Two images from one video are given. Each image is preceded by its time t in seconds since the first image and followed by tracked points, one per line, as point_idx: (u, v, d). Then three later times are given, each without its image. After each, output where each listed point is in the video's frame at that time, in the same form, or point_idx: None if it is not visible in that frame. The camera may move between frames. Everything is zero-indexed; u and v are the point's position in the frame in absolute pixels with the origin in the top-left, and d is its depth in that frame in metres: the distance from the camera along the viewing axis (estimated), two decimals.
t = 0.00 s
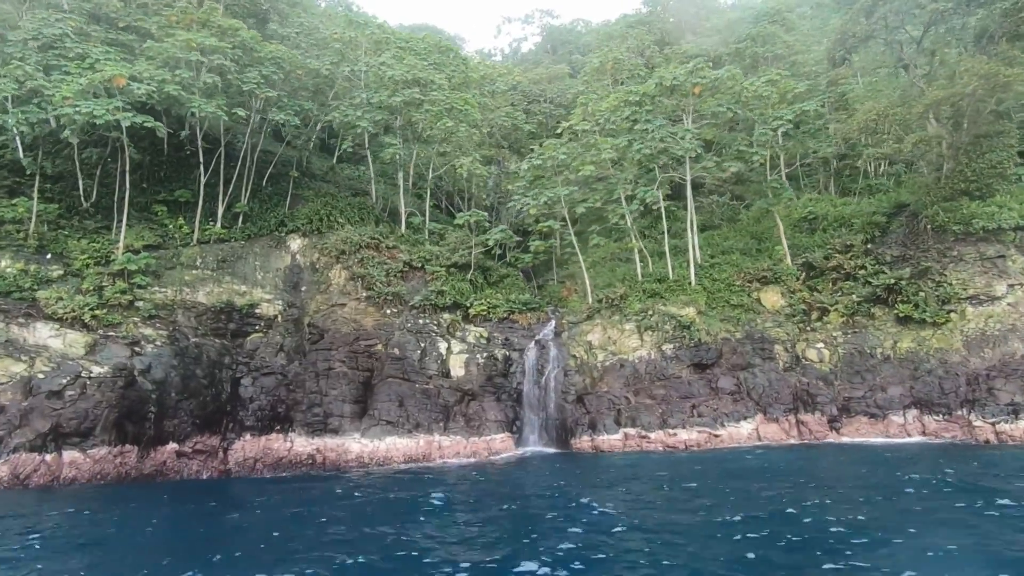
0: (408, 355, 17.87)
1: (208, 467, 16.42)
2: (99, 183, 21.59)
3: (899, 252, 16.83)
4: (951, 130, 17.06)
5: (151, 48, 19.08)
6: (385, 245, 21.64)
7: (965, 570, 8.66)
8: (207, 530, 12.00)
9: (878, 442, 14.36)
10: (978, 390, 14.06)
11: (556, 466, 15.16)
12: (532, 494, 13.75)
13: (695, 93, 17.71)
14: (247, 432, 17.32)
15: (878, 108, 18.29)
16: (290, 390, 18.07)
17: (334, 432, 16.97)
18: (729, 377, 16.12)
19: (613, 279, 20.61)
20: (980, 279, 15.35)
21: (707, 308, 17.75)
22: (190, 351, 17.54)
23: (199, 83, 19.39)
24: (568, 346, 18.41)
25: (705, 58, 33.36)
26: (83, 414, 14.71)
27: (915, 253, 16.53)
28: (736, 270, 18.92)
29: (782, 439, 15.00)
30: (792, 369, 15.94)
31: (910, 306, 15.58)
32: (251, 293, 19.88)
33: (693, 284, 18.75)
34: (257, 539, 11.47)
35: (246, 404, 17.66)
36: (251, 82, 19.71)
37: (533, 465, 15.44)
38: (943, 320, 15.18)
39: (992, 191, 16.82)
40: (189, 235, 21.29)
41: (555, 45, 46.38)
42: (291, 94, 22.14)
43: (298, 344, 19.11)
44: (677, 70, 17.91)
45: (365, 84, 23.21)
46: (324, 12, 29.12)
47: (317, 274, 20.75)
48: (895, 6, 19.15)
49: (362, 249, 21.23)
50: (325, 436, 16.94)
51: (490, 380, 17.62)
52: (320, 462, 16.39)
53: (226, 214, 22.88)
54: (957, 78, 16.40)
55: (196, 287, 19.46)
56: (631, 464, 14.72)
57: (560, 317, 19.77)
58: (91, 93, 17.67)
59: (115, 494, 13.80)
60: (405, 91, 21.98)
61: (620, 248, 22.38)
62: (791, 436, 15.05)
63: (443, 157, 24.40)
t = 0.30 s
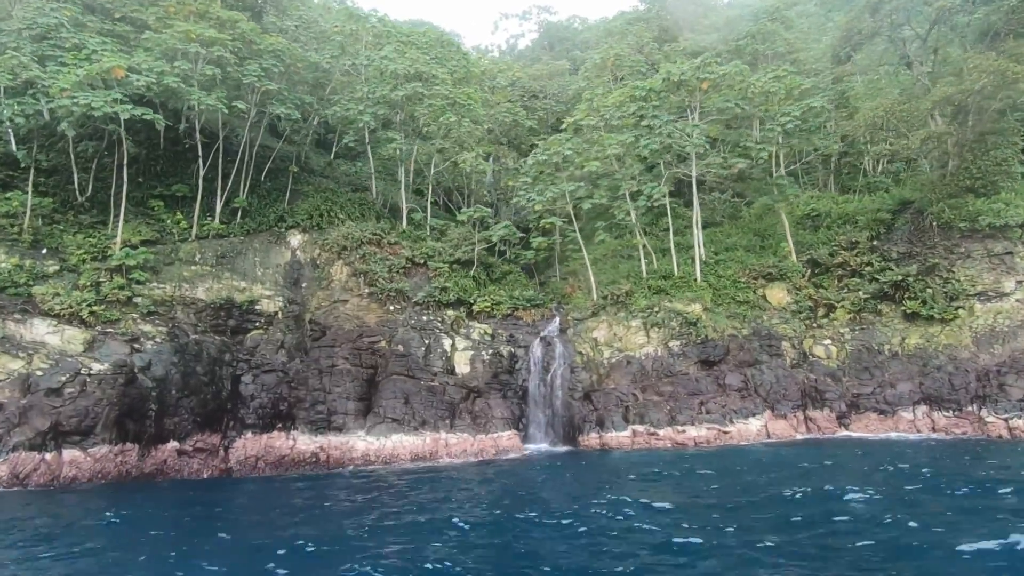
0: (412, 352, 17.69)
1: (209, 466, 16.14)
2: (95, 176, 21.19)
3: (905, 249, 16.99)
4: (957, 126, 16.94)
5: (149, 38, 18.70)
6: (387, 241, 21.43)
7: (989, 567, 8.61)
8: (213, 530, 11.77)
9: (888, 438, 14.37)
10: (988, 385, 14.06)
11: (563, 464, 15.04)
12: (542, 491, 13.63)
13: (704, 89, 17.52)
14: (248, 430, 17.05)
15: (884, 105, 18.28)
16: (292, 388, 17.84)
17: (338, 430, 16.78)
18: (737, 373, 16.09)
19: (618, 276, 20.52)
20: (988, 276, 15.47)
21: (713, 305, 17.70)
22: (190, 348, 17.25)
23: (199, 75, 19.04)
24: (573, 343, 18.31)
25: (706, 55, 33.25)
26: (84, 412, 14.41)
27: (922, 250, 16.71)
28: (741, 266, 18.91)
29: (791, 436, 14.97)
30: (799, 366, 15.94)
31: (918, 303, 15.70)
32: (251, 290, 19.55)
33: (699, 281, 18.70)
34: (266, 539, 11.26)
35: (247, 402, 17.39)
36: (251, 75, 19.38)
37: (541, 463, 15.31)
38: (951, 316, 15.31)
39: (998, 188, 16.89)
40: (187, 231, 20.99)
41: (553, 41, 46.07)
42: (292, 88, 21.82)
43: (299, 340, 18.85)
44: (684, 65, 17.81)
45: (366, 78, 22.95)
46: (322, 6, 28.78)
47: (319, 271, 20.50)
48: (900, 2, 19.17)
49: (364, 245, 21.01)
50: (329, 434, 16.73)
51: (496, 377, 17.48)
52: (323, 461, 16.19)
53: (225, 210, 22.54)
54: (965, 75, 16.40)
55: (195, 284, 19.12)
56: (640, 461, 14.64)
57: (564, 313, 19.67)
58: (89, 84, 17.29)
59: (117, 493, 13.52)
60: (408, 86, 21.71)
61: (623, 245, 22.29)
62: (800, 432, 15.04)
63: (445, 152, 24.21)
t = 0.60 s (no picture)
0: (416, 346, 17.51)
1: (210, 461, 15.88)
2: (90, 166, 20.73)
3: (910, 243, 17.02)
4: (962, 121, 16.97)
5: (146, 25, 18.31)
6: (388, 234, 21.18)
7: (1006, 558, 8.65)
8: (222, 525, 11.58)
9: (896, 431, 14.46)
10: (996, 379, 14.21)
11: (570, 458, 14.95)
12: (550, 486, 13.54)
13: (713, 81, 17.26)
14: (248, 425, 16.81)
15: (890, 100, 18.27)
16: (294, 381, 17.62)
17: (341, 425, 16.59)
18: (742, 367, 16.10)
19: (622, 270, 20.44)
20: (995, 270, 15.58)
21: (718, 299, 17.68)
22: (190, 342, 16.95)
23: (197, 63, 18.70)
24: (578, 336, 18.21)
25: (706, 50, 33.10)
26: (84, 406, 14.11)
27: (927, 245, 16.77)
28: (746, 260, 18.89)
29: (798, 430, 15.01)
30: (805, 360, 15.95)
31: (924, 297, 15.79)
32: (250, 282, 19.22)
33: (703, 275, 18.65)
34: (275, 534, 11.07)
35: (247, 396, 17.12)
36: (251, 63, 19.02)
37: (548, 457, 15.22)
38: (957, 310, 15.39)
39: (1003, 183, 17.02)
40: (184, 223, 20.55)
41: (550, 34, 45.74)
42: (293, 77, 21.45)
43: (300, 334, 18.60)
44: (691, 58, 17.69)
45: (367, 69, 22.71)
46: None
47: (319, 263, 20.24)
48: None
49: (365, 238, 20.78)
50: (332, 428, 16.55)
51: (501, 371, 17.34)
52: (326, 455, 16.01)
53: (221, 202, 22.21)
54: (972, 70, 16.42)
55: (194, 276, 18.76)
56: (648, 455, 14.59)
57: (568, 307, 19.56)
58: (85, 71, 16.88)
59: (119, 488, 13.25)
60: (411, 76, 21.43)
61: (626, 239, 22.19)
62: (807, 426, 15.08)
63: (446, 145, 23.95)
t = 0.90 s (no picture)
0: (419, 342, 17.35)
1: (210, 458, 15.63)
2: (85, 158, 20.34)
3: (914, 241, 17.10)
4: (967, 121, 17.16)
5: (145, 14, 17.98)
6: (389, 229, 20.95)
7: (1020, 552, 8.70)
8: (226, 522, 11.36)
9: (903, 428, 14.54)
10: (1003, 376, 14.35)
11: (576, 455, 14.86)
12: (559, 483, 13.43)
13: (719, 77, 17.25)
14: (248, 421, 16.57)
15: (895, 98, 18.32)
16: (295, 377, 17.41)
17: (344, 421, 16.40)
18: (748, 364, 16.10)
19: (625, 267, 20.39)
20: (1001, 267, 15.70)
21: (723, 296, 17.69)
22: (190, 337, 16.69)
23: (197, 53, 18.35)
24: (583, 333, 18.13)
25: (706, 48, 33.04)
26: (83, 402, 13.83)
27: (932, 243, 16.86)
28: (750, 258, 18.93)
29: (805, 426, 15.04)
30: (811, 357, 15.97)
31: (929, 295, 15.88)
32: (250, 277, 18.92)
33: (708, 272, 18.63)
34: (283, 532, 10.89)
35: (247, 392, 16.88)
36: (252, 54, 18.69)
37: (554, 454, 15.10)
38: (962, 308, 15.50)
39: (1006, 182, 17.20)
40: (182, 216, 20.38)
41: (548, 31, 45.50)
42: (293, 69, 21.17)
43: (300, 330, 18.37)
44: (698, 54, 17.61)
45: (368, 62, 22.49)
46: None
47: (319, 258, 19.98)
48: None
49: (366, 232, 20.55)
50: (335, 425, 16.36)
51: (506, 368, 17.21)
52: (329, 452, 15.83)
53: (219, 195, 21.92)
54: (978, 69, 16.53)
55: (192, 271, 18.45)
56: (656, 452, 14.53)
57: (571, 304, 19.46)
58: (83, 60, 16.52)
59: (120, 484, 12.99)
60: (414, 70, 21.18)
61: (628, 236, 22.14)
62: (813, 423, 15.12)
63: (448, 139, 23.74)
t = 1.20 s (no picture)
0: (430, 340, 17.22)
1: (218, 457, 15.53)
2: (88, 154, 20.11)
3: (926, 240, 17.11)
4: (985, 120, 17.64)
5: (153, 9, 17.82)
6: (396, 227, 20.79)
7: None
8: (241, 522, 11.19)
9: (918, 426, 14.54)
10: (1019, 374, 14.43)
11: (590, 455, 14.76)
12: (574, 482, 13.31)
13: (731, 75, 17.21)
14: (256, 420, 16.42)
15: (907, 97, 18.31)
16: (303, 376, 17.26)
17: (354, 420, 16.25)
18: (760, 362, 16.06)
19: (634, 266, 20.32)
20: (1015, 266, 15.79)
21: (733, 295, 17.64)
22: (197, 335, 16.50)
23: (205, 49, 18.17)
24: (594, 332, 17.98)
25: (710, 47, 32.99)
26: (93, 400, 13.62)
27: (944, 242, 16.88)
28: (760, 256, 18.91)
29: (820, 425, 14.99)
30: (823, 356, 15.94)
31: (943, 293, 15.89)
32: (256, 275, 18.74)
33: (718, 271, 18.56)
34: (300, 531, 10.74)
35: (255, 391, 16.71)
36: (259, 50, 18.52)
37: (568, 454, 14.99)
38: (977, 306, 15.54)
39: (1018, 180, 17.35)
40: (187, 213, 20.18)
41: (548, 31, 45.41)
42: (301, 66, 21.02)
43: (308, 329, 18.21)
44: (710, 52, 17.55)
45: (375, 60, 22.39)
46: None
47: (325, 256, 19.80)
48: None
49: (373, 230, 20.39)
50: (345, 424, 16.22)
51: (517, 366, 17.09)
52: (339, 451, 15.69)
53: (224, 193, 21.71)
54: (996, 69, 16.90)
55: (198, 268, 18.27)
56: (671, 451, 14.44)
57: (581, 302, 19.36)
58: (91, 54, 16.36)
59: (130, 483, 12.81)
60: (422, 66, 21.03)
61: (636, 234, 22.07)
62: (828, 421, 15.08)
63: (454, 137, 23.61)
